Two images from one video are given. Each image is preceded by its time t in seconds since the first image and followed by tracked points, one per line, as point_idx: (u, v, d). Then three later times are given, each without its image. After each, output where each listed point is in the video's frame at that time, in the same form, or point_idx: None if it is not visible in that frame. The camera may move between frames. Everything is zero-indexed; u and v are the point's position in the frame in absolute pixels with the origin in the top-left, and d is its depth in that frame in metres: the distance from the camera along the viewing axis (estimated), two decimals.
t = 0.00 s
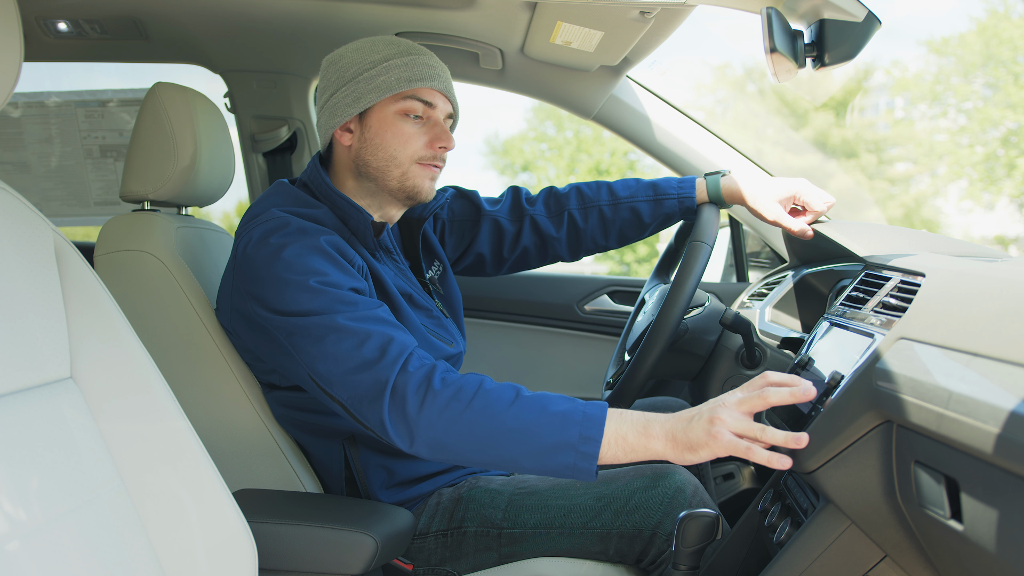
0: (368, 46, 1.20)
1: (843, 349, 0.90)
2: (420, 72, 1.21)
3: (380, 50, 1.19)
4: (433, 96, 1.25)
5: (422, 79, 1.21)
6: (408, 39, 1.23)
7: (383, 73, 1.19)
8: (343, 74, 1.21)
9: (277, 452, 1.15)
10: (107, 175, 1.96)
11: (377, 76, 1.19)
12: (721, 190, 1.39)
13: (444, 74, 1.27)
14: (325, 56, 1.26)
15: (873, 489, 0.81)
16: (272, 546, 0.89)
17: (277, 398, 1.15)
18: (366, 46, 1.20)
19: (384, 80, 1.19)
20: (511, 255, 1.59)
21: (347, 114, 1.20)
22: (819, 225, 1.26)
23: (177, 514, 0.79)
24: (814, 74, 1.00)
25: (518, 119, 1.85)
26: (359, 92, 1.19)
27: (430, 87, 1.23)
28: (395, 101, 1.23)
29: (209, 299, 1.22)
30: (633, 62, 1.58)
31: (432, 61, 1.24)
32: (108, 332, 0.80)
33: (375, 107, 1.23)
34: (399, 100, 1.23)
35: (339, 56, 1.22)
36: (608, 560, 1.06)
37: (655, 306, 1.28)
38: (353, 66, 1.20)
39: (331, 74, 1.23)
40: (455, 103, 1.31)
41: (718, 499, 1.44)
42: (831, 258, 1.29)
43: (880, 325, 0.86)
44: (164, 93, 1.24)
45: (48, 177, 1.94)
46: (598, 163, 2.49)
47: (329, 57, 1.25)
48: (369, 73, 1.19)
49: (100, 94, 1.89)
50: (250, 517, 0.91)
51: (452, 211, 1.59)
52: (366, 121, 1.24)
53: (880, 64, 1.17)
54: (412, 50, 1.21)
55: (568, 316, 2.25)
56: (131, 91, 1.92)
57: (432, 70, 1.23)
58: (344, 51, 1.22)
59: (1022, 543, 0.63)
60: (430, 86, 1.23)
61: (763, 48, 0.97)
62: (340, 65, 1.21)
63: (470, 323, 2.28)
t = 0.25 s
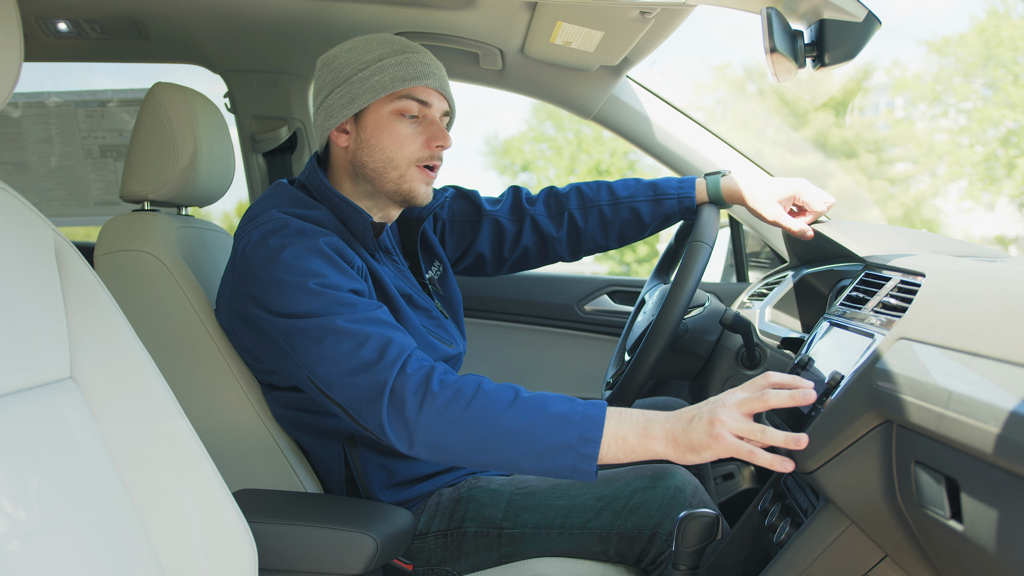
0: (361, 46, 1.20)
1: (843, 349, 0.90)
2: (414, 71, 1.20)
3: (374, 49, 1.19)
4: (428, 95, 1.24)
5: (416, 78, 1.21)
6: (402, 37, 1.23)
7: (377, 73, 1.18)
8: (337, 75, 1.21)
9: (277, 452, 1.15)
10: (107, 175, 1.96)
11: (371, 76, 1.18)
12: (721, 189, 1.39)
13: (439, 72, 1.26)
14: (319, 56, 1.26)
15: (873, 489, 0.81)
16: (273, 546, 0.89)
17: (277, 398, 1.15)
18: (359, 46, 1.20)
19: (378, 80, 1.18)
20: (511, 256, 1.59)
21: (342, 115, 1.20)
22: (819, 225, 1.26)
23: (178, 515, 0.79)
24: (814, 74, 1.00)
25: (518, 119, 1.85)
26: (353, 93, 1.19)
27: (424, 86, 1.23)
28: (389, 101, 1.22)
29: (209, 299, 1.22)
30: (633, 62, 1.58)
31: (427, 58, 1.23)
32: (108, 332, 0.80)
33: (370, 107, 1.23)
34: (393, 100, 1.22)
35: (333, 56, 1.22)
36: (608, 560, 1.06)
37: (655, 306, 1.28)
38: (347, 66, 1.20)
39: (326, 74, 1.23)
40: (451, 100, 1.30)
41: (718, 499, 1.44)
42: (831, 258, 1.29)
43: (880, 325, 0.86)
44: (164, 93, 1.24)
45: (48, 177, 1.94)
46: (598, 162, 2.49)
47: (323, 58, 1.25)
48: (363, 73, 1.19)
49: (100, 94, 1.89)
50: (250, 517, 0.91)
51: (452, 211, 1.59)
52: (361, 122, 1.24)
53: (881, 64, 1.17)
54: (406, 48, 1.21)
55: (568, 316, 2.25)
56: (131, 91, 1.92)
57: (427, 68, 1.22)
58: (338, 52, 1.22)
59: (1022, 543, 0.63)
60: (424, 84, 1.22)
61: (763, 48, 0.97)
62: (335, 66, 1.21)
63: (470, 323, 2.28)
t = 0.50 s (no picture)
0: (356, 49, 1.19)
1: (842, 349, 0.90)
2: (409, 74, 1.19)
3: (368, 53, 1.18)
4: (423, 99, 1.23)
5: (411, 82, 1.20)
6: (398, 37, 1.21)
7: (371, 78, 1.18)
8: (333, 79, 1.21)
9: (277, 452, 1.15)
10: (107, 175, 1.96)
11: (365, 81, 1.18)
12: (721, 189, 1.39)
13: (436, 73, 1.24)
14: (317, 57, 1.26)
15: (873, 489, 0.81)
16: (273, 546, 0.89)
17: (277, 398, 1.15)
18: (354, 49, 1.19)
19: (372, 85, 1.18)
20: (512, 256, 1.59)
21: (337, 122, 1.20)
22: (819, 225, 1.26)
23: (178, 515, 0.79)
24: (814, 74, 1.00)
25: (518, 119, 1.85)
26: (347, 100, 1.19)
27: (419, 89, 1.21)
28: (384, 106, 1.22)
29: (209, 299, 1.22)
30: (632, 62, 1.58)
31: (423, 60, 1.22)
32: (108, 332, 0.80)
33: (365, 113, 1.23)
34: (388, 105, 1.22)
35: (329, 58, 1.22)
36: (608, 560, 1.06)
37: (655, 306, 1.28)
38: (341, 71, 1.19)
39: (323, 78, 1.23)
40: (449, 101, 1.29)
41: (718, 499, 1.44)
42: (831, 258, 1.29)
43: (880, 325, 0.86)
44: (164, 93, 1.24)
45: (48, 177, 1.94)
46: (598, 163, 2.49)
47: (321, 59, 1.25)
48: (357, 78, 1.18)
49: (100, 94, 1.89)
50: (250, 517, 0.91)
51: (452, 212, 1.59)
52: (357, 128, 1.24)
53: (881, 64, 1.17)
54: (401, 51, 1.19)
55: (568, 316, 2.25)
56: (131, 91, 1.92)
57: (422, 71, 1.21)
58: (333, 54, 1.21)
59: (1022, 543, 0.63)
60: (420, 88, 1.21)
61: (763, 48, 0.97)
62: (330, 69, 1.21)
63: (470, 323, 2.28)
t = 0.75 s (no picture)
0: (349, 50, 1.18)
1: (843, 349, 0.90)
2: (404, 75, 1.19)
3: (362, 54, 1.17)
4: (419, 99, 1.23)
5: (406, 82, 1.19)
6: (392, 36, 1.20)
7: (365, 80, 1.17)
8: (327, 80, 1.20)
9: (277, 452, 1.15)
10: (107, 175, 1.96)
11: (360, 83, 1.17)
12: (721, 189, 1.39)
13: (431, 72, 1.24)
14: (311, 57, 1.25)
15: (873, 489, 0.81)
16: (273, 546, 0.89)
17: (276, 399, 1.15)
18: (348, 49, 1.18)
19: (367, 87, 1.17)
20: (512, 256, 1.59)
21: (333, 125, 1.20)
22: (819, 225, 1.26)
23: (178, 515, 0.79)
24: (814, 74, 1.00)
25: (518, 118, 1.85)
26: (342, 102, 1.18)
27: (415, 90, 1.21)
28: (380, 108, 1.22)
29: (209, 299, 1.22)
30: (632, 62, 1.58)
31: (418, 58, 1.21)
32: (108, 332, 0.80)
33: (361, 115, 1.22)
34: (384, 107, 1.22)
35: (323, 59, 1.21)
36: (608, 560, 1.06)
37: (655, 306, 1.28)
38: (336, 72, 1.19)
39: (317, 79, 1.23)
40: (445, 100, 1.29)
41: (718, 499, 1.44)
42: (831, 258, 1.29)
43: (880, 325, 0.86)
44: (164, 93, 1.24)
45: (48, 177, 1.94)
46: (598, 162, 2.49)
47: (314, 60, 1.24)
48: (352, 80, 1.18)
49: (100, 94, 1.89)
50: (251, 517, 0.91)
51: (452, 211, 1.59)
52: (353, 130, 1.24)
53: (881, 64, 1.17)
54: (395, 50, 1.18)
55: (568, 316, 2.25)
56: (131, 91, 1.92)
57: (417, 71, 1.20)
58: (327, 55, 1.20)
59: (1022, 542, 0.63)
60: (415, 88, 1.20)
61: (763, 48, 0.97)
62: (325, 71, 1.20)
63: (470, 323, 2.28)
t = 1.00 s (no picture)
0: (346, 53, 1.18)
1: (843, 349, 0.90)
2: (400, 77, 1.18)
3: (358, 57, 1.17)
4: (416, 101, 1.23)
5: (402, 85, 1.19)
6: (388, 37, 1.20)
7: (362, 83, 1.17)
8: (324, 84, 1.20)
9: (277, 452, 1.15)
10: (107, 175, 1.96)
11: (357, 86, 1.17)
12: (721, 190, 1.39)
13: (428, 73, 1.23)
14: (308, 60, 1.25)
15: (873, 489, 0.81)
16: (273, 546, 0.89)
17: (276, 399, 1.15)
18: (344, 52, 1.18)
19: (363, 90, 1.17)
20: (512, 257, 1.59)
21: (330, 129, 1.20)
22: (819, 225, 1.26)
23: (178, 515, 0.79)
24: (815, 74, 1.00)
25: (518, 119, 1.85)
26: (339, 105, 1.18)
27: (411, 92, 1.21)
28: (376, 111, 1.21)
29: (209, 299, 1.22)
30: (632, 62, 1.58)
31: (414, 59, 1.20)
32: (108, 331, 0.80)
33: (358, 119, 1.22)
34: (380, 109, 1.21)
35: (320, 63, 1.21)
36: (608, 560, 1.06)
37: (655, 306, 1.28)
38: (332, 76, 1.19)
39: (314, 81, 1.22)
40: (442, 101, 1.28)
41: (718, 499, 1.44)
42: (831, 258, 1.29)
43: (881, 325, 0.86)
44: (164, 93, 1.24)
45: (48, 177, 1.94)
46: (598, 163, 2.49)
47: (311, 62, 1.24)
48: (348, 83, 1.17)
49: (100, 94, 1.89)
50: (251, 517, 0.91)
51: (452, 212, 1.59)
52: (351, 134, 1.24)
53: (881, 64, 1.17)
54: (391, 52, 1.18)
55: (568, 316, 2.25)
56: (131, 91, 1.92)
57: (414, 72, 1.20)
58: (324, 58, 1.20)
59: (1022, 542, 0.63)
60: (412, 90, 1.20)
61: (763, 48, 0.97)
62: (322, 74, 1.20)
63: (470, 323, 2.28)
